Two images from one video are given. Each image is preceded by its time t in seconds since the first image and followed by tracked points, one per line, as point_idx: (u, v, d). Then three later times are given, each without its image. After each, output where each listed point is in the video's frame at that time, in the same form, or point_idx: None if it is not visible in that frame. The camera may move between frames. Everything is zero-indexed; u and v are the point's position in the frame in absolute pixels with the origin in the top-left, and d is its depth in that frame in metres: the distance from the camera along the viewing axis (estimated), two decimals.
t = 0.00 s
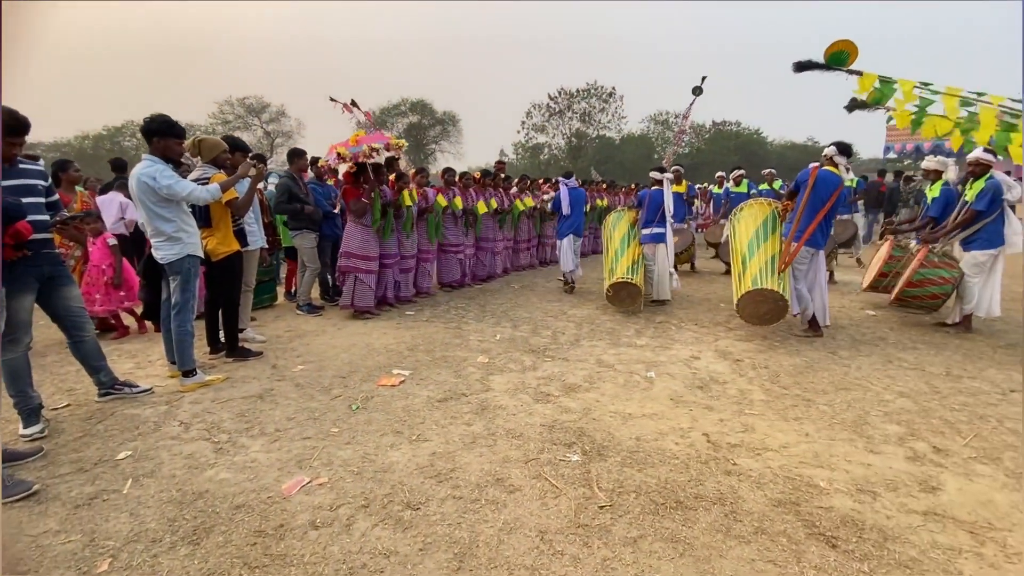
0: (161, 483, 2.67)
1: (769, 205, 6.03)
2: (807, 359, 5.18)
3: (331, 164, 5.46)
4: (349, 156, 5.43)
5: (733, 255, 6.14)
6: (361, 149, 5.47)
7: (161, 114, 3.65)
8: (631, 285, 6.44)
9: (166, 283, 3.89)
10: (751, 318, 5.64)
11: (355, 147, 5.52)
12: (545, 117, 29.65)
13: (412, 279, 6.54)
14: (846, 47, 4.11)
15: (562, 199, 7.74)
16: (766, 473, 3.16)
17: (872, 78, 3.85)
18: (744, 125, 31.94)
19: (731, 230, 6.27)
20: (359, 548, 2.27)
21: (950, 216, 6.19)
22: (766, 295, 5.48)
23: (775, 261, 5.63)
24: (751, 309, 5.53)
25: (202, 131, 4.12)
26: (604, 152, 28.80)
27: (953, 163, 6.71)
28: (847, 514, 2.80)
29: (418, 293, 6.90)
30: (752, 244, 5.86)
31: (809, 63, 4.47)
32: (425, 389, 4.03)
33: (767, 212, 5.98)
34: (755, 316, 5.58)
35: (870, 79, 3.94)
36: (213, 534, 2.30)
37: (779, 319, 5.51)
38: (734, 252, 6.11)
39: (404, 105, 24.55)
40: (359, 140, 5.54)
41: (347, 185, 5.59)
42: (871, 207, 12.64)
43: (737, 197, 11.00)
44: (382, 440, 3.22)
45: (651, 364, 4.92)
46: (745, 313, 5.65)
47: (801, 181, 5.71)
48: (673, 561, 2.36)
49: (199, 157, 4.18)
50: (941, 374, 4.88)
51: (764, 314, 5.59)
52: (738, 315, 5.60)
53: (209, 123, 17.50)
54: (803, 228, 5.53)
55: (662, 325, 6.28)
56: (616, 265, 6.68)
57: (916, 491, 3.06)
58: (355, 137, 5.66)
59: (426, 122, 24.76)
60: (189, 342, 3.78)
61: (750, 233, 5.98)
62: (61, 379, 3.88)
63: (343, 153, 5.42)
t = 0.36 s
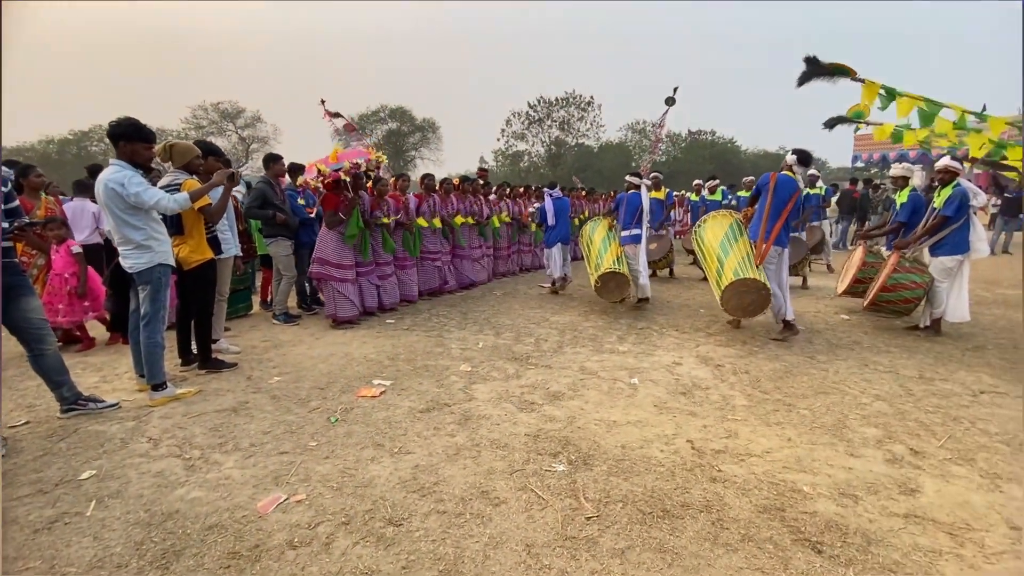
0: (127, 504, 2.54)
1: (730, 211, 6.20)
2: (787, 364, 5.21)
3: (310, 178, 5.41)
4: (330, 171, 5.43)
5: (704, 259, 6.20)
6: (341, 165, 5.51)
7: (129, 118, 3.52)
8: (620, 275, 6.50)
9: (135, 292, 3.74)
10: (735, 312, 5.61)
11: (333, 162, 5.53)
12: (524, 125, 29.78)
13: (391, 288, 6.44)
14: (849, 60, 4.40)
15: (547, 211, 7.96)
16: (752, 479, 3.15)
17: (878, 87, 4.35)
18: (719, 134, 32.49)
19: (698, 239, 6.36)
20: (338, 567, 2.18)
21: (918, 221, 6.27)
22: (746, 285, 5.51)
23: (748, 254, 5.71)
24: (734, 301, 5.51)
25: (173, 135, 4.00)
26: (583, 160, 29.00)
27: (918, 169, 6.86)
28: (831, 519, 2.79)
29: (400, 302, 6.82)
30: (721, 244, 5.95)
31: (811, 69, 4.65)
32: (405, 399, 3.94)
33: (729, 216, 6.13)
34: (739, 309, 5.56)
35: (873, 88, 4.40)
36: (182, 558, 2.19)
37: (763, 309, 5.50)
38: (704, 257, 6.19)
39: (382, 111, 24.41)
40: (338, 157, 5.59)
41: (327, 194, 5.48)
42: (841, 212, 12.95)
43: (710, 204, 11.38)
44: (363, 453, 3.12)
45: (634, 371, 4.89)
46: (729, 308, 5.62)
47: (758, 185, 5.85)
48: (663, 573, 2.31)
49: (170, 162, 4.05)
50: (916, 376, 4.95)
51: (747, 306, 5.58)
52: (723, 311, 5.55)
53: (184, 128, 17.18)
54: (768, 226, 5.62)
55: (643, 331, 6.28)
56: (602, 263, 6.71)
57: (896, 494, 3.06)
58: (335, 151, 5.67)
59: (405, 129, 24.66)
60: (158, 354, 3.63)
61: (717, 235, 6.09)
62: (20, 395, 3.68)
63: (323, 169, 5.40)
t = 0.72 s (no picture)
0: (89, 525, 2.47)
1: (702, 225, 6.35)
2: (758, 369, 5.31)
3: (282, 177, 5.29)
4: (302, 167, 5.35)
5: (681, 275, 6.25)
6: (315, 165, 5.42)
7: (93, 127, 3.46)
8: (605, 296, 6.41)
9: (100, 306, 3.66)
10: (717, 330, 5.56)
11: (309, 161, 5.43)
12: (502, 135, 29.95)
13: (367, 298, 6.39)
14: (803, 47, 4.50)
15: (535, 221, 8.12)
16: (723, 483, 3.20)
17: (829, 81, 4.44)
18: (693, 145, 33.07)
19: (671, 254, 6.43)
20: None
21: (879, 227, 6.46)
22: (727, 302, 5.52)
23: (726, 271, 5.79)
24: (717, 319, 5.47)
25: (140, 145, 3.94)
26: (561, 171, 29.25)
27: (877, 180, 7.11)
28: (798, 521, 2.84)
29: (374, 312, 6.75)
30: (699, 258, 6.03)
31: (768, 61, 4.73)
32: (380, 411, 3.91)
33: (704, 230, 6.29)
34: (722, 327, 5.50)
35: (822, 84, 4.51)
36: None
37: (746, 328, 5.48)
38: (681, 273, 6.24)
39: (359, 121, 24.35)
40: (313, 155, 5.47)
41: (298, 202, 5.40)
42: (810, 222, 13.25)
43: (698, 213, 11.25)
44: (336, 467, 3.09)
45: (610, 379, 4.93)
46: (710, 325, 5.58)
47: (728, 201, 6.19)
48: None
49: (137, 172, 3.98)
50: (879, 380, 5.09)
51: (728, 323, 5.57)
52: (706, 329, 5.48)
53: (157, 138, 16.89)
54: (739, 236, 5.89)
55: (619, 339, 6.34)
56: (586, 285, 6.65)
57: (860, 495, 3.14)
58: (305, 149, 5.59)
59: (383, 139, 24.63)
60: (124, 369, 3.55)
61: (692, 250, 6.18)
62: None
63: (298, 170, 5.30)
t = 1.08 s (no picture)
0: (54, 544, 2.41)
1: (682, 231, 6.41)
2: (735, 376, 5.38)
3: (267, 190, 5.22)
4: (292, 188, 5.29)
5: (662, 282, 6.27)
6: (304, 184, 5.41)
7: (64, 137, 3.40)
8: (602, 308, 6.50)
9: (70, 318, 3.59)
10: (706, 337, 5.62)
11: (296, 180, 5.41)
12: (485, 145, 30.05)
13: (344, 309, 6.29)
14: (759, 65, 4.68)
15: (523, 226, 8.46)
16: (700, 489, 3.23)
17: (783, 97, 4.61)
18: (673, 156, 33.51)
19: (651, 260, 6.42)
20: None
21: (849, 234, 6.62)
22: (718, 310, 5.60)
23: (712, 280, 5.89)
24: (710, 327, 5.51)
25: (114, 155, 3.89)
26: (544, 181, 29.41)
27: (847, 192, 7.32)
28: (772, 525, 2.88)
29: (355, 322, 6.68)
30: (683, 266, 6.08)
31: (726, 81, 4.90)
32: (359, 423, 3.87)
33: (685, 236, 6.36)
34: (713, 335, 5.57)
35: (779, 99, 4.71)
36: None
37: (735, 336, 5.59)
38: (662, 279, 6.26)
39: (342, 130, 24.28)
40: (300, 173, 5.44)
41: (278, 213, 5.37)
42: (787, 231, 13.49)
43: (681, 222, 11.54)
44: (313, 480, 3.05)
45: (590, 387, 4.95)
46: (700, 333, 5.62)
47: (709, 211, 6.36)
48: None
49: (109, 183, 3.93)
50: (852, 385, 5.19)
51: (717, 331, 5.66)
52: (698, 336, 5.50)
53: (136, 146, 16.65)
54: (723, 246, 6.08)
55: (600, 347, 6.37)
56: (582, 296, 6.69)
57: (832, 498, 3.19)
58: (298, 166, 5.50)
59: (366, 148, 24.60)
60: (94, 383, 3.48)
61: (675, 257, 6.22)
62: None
63: (284, 186, 5.28)
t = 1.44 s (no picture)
0: (27, 565, 2.35)
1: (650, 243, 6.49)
2: (719, 385, 5.41)
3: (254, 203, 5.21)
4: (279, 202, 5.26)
5: (643, 291, 6.25)
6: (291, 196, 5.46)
7: (41, 147, 3.34)
8: (592, 304, 6.50)
9: (47, 332, 3.53)
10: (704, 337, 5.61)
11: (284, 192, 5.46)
12: (472, 156, 30.16)
13: (332, 319, 6.27)
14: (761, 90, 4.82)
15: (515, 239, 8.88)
16: (685, 498, 3.23)
17: (786, 117, 4.73)
18: (657, 167, 33.87)
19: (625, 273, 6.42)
20: None
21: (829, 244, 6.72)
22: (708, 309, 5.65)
23: (694, 281, 5.96)
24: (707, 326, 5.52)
25: (94, 166, 3.84)
26: (530, 192, 29.55)
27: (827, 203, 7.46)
28: (756, 533, 2.89)
29: (341, 333, 6.64)
30: (662, 272, 6.12)
31: (730, 102, 5.01)
32: (344, 437, 3.83)
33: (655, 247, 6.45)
34: (711, 333, 5.57)
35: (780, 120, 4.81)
36: None
37: (729, 331, 5.64)
38: (643, 288, 6.24)
39: (329, 141, 24.24)
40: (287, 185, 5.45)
41: (265, 225, 5.33)
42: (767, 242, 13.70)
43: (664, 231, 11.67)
44: (296, 495, 3.01)
45: (577, 397, 4.95)
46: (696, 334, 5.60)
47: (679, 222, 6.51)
48: None
49: (89, 195, 3.88)
50: (833, 392, 5.24)
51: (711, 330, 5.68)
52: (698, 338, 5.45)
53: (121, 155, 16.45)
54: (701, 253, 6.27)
55: (586, 356, 6.38)
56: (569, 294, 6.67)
57: (815, 505, 3.21)
58: (282, 179, 5.45)
59: (352, 159, 24.59)
60: (69, 398, 3.41)
61: (650, 265, 6.24)
62: None
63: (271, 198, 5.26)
